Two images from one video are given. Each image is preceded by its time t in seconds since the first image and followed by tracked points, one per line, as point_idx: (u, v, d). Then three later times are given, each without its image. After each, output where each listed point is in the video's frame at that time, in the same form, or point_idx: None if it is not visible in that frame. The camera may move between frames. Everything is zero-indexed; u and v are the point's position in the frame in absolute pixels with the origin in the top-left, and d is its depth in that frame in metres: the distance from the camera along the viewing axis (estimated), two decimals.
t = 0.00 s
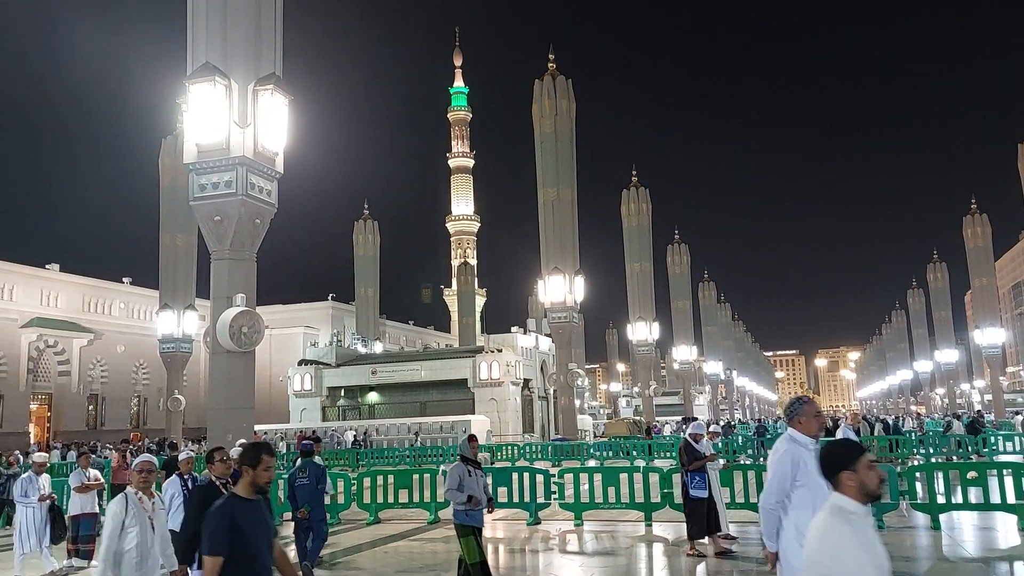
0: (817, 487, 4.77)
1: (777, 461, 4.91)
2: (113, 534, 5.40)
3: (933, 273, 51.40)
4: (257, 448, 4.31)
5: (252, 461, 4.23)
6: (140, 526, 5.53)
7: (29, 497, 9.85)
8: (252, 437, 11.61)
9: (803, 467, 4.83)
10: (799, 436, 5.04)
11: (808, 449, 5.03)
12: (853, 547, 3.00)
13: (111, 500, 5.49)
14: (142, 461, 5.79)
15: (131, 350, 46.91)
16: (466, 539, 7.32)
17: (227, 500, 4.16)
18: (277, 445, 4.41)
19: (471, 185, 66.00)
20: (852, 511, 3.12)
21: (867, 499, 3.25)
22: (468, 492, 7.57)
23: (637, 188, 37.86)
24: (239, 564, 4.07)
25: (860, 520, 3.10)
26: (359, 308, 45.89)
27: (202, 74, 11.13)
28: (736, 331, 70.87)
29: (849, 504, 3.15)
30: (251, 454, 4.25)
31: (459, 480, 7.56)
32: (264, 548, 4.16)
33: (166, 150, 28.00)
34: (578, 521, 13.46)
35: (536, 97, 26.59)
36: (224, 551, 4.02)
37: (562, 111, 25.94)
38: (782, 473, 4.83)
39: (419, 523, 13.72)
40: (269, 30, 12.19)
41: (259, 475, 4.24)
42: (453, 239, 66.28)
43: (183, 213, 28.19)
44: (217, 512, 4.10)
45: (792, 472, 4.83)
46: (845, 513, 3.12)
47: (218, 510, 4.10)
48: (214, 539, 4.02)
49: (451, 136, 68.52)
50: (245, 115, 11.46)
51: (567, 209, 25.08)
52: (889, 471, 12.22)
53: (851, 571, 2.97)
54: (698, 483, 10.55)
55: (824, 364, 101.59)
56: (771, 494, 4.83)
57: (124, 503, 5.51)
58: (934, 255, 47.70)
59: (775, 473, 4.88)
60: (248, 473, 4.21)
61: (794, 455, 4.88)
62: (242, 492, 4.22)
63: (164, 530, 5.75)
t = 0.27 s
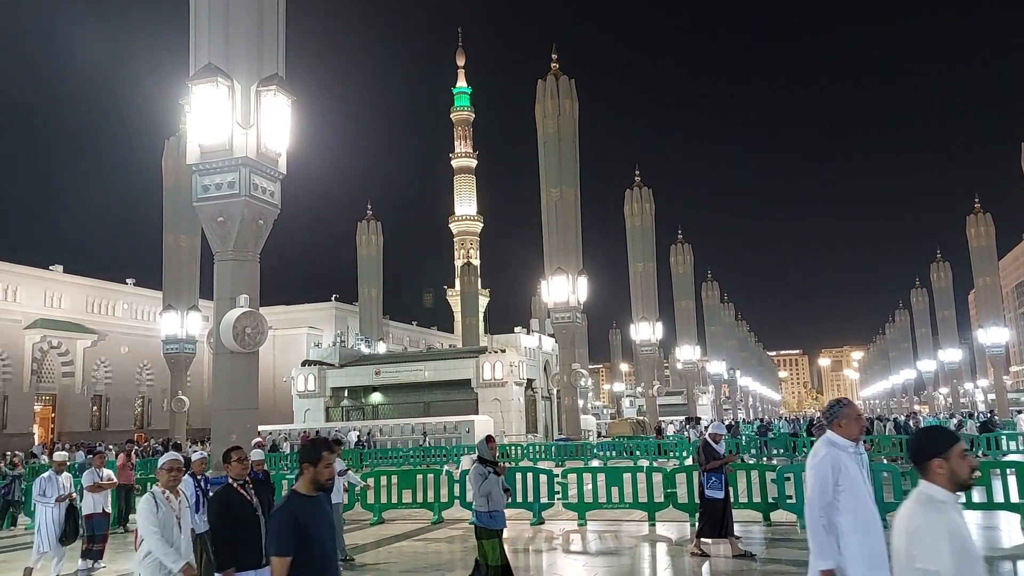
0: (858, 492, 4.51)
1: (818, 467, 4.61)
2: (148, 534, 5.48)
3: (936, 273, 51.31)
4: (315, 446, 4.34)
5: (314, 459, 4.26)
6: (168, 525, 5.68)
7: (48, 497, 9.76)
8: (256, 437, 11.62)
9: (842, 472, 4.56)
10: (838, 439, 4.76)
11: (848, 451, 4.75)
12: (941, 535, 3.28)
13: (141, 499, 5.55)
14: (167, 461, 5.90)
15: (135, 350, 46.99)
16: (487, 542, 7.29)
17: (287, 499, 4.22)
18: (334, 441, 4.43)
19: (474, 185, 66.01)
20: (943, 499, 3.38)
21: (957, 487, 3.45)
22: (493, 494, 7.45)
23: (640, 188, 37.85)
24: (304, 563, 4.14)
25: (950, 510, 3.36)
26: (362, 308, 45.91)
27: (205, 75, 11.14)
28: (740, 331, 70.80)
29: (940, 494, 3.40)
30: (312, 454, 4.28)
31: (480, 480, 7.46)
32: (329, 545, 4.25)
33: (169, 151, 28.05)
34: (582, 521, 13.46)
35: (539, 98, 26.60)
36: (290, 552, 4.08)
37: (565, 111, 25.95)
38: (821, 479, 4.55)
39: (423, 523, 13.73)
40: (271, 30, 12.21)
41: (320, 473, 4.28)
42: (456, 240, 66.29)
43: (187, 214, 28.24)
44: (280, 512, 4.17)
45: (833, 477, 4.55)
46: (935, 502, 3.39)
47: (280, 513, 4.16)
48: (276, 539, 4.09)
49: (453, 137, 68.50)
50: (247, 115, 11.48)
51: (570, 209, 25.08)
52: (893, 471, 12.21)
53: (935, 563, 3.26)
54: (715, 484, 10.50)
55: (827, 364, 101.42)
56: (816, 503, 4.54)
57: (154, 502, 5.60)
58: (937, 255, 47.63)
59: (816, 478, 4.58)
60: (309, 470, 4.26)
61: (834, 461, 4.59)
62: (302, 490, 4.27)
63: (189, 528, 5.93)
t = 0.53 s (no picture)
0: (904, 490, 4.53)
1: (866, 467, 4.62)
2: (184, 539, 5.47)
3: (939, 273, 51.21)
4: (373, 443, 4.25)
5: (373, 456, 4.18)
6: (203, 529, 5.65)
7: (61, 499, 9.65)
8: (258, 439, 11.61)
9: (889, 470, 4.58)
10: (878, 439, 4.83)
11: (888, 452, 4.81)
12: None
13: (178, 503, 5.55)
14: (209, 463, 5.84)
15: (137, 352, 47.02)
16: (503, 542, 7.17)
17: (349, 496, 4.10)
18: (390, 438, 4.35)
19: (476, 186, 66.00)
20: None
21: None
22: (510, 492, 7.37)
23: (642, 188, 37.80)
24: (369, 558, 4.02)
25: None
26: (365, 309, 45.90)
27: (208, 77, 11.15)
28: (743, 332, 70.72)
29: None
30: (371, 450, 4.20)
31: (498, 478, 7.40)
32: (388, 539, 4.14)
33: (172, 152, 28.06)
34: (585, 522, 13.44)
35: (541, 98, 26.59)
36: (355, 546, 3.96)
37: (567, 111, 25.93)
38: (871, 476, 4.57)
39: (426, 524, 13.73)
40: (273, 32, 12.21)
41: (380, 469, 4.18)
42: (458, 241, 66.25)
43: (190, 215, 28.25)
44: (341, 507, 4.03)
45: (881, 473, 4.57)
46: None
47: (342, 508, 4.03)
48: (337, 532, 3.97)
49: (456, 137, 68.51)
50: (250, 117, 11.48)
51: (573, 210, 25.07)
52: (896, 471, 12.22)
53: None
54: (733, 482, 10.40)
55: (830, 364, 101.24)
56: (869, 503, 4.52)
57: (191, 507, 5.59)
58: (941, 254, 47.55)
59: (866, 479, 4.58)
60: (370, 467, 4.17)
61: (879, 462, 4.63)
62: (363, 487, 4.16)
63: (223, 534, 5.88)
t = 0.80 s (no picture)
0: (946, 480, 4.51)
1: (905, 463, 4.57)
2: (210, 531, 5.63)
3: (942, 273, 51.17)
4: (444, 442, 4.17)
5: (444, 453, 4.10)
6: (234, 525, 5.79)
7: (77, 501, 9.61)
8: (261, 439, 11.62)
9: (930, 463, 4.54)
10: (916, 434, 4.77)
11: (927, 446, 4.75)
12: None
13: (209, 497, 5.71)
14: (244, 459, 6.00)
15: (140, 352, 47.08)
16: (518, 545, 7.08)
17: (421, 493, 4.00)
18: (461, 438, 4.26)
19: (478, 186, 66.01)
20: None
21: None
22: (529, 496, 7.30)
23: (644, 188, 37.79)
24: (440, 555, 3.90)
25: None
26: (367, 309, 45.92)
27: (210, 77, 11.17)
28: (745, 331, 70.72)
29: None
30: (442, 448, 4.11)
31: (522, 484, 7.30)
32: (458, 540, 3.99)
33: (174, 153, 28.10)
34: (587, 522, 13.43)
35: (543, 98, 26.60)
36: (427, 542, 3.84)
37: (569, 111, 25.95)
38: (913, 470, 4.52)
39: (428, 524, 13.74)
40: (275, 33, 12.22)
41: (451, 467, 4.09)
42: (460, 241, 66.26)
43: (192, 215, 28.26)
44: (412, 503, 3.93)
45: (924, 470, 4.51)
46: None
47: (415, 504, 3.92)
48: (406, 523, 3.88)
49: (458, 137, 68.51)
50: (252, 118, 11.50)
51: (575, 209, 25.08)
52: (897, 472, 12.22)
53: None
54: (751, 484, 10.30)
55: (832, 363, 100.89)
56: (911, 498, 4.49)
57: (225, 500, 5.76)
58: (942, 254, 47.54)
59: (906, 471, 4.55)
60: (441, 467, 4.07)
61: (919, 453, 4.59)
62: (434, 486, 4.05)
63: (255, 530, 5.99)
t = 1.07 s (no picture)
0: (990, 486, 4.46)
1: (947, 469, 4.54)
2: (231, 536, 5.48)
3: (943, 273, 51.13)
4: (498, 436, 4.18)
5: (498, 449, 4.10)
6: (259, 530, 5.61)
7: (94, 498, 9.51)
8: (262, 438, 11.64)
9: (974, 469, 4.49)
10: (959, 434, 4.70)
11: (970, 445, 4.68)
12: None
13: (232, 500, 5.57)
14: (267, 460, 5.93)
15: (141, 351, 47.11)
16: (545, 544, 7.13)
17: (474, 489, 4.00)
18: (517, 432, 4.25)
19: (479, 186, 66.01)
20: None
21: None
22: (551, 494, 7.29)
23: (645, 188, 37.80)
24: (493, 554, 3.90)
25: None
26: (368, 309, 45.94)
27: (211, 76, 11.17)
28: (745, 331, 70.71)
29: None
30: (495, 444, 4.12)
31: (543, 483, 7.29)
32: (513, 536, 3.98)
33: (175, 153, 28.12)
34: (587, 521, 13.44)
35: (544, 97, 26.59)
36: (478, 542, 3.84)
37: (570, 111, 25.95)
38: (958, 478, 4.47)
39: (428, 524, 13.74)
40: (275, 32, 12.22)
41: (505, 463, 4.08)
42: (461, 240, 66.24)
43: (193, 214, 28.27)
44: (466, 499, 3.94)
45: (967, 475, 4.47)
46: None
47: (468, 501, 3.93)
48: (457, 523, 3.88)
49: (459, 137, 68.52)
50: (253, 117, 11.50)
51: (576, 209, 25.08)
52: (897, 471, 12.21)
53: None
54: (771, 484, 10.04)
55: (833, 363, 100.82)
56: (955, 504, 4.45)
57: (246, 502, 5.60)
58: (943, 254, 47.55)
59: (951, 477, 4.50)
60: (495, 462, 4.07)
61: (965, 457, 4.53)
62: (488, 482, 4.06)
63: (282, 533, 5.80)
